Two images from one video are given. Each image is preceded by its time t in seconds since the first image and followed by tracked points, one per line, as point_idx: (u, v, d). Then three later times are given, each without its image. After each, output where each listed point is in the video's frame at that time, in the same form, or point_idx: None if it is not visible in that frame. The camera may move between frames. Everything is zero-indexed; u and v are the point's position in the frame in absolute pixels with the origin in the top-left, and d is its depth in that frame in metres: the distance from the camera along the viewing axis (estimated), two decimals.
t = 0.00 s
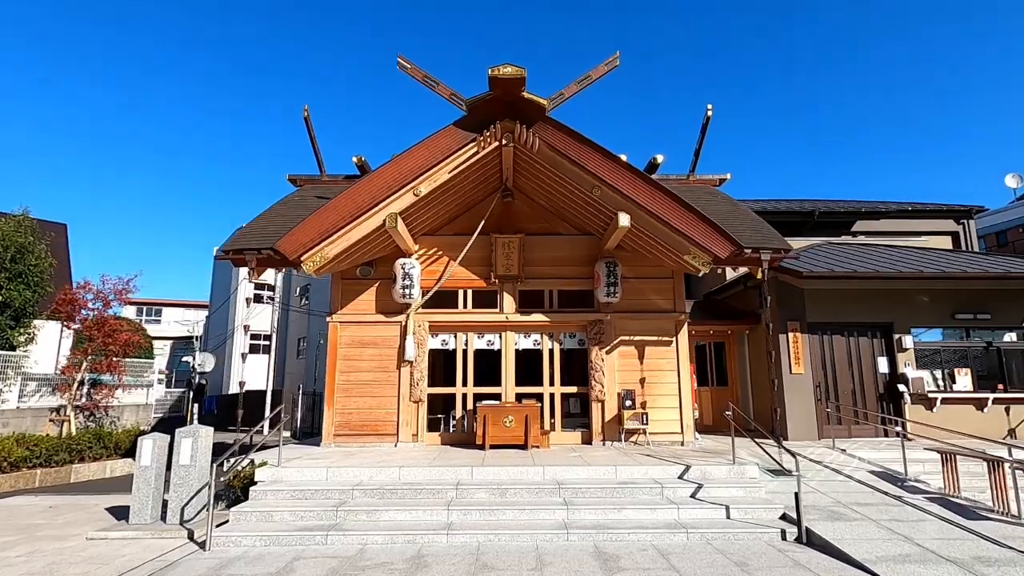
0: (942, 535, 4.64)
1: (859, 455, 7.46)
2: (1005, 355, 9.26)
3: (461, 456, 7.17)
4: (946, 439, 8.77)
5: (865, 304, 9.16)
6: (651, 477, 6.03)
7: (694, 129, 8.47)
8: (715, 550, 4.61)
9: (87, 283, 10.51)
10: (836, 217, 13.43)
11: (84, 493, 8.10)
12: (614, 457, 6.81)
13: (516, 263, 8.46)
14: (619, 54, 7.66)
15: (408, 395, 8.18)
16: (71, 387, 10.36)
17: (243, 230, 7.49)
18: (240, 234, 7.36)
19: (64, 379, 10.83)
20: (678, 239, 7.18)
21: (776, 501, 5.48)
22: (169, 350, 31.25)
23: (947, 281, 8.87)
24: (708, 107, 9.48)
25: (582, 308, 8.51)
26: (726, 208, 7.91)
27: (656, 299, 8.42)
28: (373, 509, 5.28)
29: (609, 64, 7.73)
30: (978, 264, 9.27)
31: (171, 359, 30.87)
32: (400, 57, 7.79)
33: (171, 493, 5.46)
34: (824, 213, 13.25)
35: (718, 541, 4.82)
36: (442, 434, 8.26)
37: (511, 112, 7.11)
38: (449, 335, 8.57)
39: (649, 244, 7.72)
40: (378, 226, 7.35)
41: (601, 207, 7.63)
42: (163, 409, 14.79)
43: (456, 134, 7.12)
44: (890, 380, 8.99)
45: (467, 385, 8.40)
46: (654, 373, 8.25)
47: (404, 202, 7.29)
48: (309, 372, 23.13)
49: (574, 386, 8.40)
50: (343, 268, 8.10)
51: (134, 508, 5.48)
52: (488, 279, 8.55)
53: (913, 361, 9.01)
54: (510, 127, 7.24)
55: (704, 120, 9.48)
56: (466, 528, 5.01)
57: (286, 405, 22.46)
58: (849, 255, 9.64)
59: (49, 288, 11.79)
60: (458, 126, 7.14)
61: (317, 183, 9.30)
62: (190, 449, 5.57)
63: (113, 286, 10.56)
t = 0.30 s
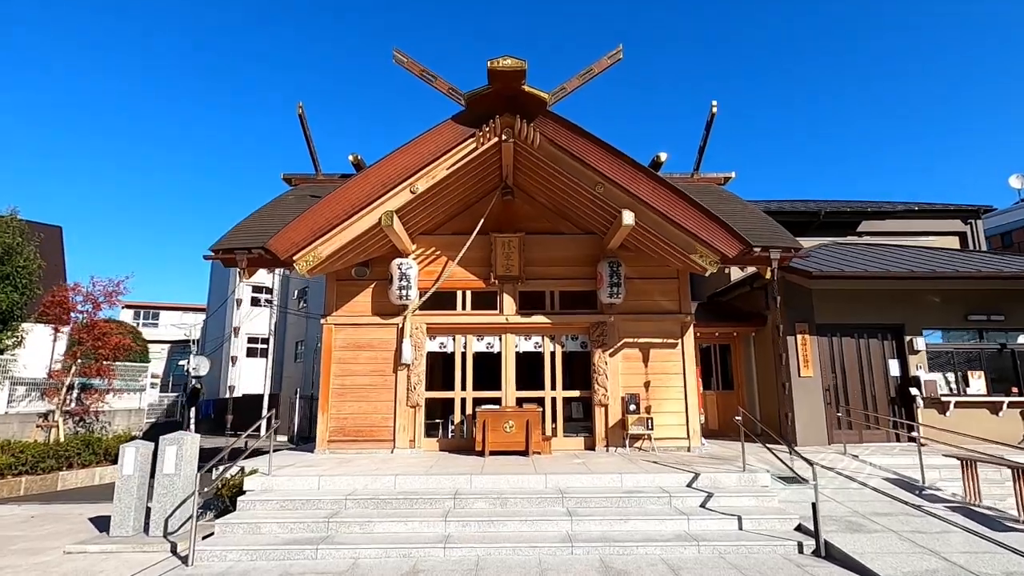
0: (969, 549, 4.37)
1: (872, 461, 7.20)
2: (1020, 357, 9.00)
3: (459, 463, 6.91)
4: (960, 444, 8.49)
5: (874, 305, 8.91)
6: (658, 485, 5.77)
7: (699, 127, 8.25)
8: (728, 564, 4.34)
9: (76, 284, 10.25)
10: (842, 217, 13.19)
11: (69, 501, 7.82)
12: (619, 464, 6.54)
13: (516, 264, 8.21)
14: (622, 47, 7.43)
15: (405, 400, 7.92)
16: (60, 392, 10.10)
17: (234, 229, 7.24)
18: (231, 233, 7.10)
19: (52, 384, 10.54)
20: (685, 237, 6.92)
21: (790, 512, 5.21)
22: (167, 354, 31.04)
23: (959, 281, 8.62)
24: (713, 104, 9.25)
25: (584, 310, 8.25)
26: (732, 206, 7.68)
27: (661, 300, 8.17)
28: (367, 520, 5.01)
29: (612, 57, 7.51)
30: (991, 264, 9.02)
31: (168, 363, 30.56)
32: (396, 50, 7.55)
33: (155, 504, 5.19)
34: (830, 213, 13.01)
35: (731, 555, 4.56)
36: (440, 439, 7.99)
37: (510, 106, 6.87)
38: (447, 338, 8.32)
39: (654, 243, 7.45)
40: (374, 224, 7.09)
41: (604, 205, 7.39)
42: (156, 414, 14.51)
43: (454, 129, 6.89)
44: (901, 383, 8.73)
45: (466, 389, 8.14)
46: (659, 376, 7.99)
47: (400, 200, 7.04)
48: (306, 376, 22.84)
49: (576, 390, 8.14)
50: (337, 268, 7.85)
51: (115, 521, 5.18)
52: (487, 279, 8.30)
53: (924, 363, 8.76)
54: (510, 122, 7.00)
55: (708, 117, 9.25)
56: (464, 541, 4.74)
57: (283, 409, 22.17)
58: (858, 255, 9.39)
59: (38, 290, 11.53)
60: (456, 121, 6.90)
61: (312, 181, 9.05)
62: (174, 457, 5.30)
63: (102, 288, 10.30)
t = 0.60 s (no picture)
0: (1006, 561, 4.10)
1: (890, 466, 6.92)
2: None
3: (461, 469, 6.64)
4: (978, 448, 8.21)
5: (888, 304, 8.65)
6: (670, 492, 5.49)
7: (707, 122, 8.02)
8: None
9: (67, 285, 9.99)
10: (850, 216, 12.94)
11: (55, 509, 7.53)
12: (628, 470, 6.27)
13: (520, 262, 7.95)
14: (629, 37, 7.19)
15: (404, 403, 7.65)
16: (49, 395, 9.84)
17: (227, 226, 6.98)
18: (224, 230, 6.84)
19: (42, 387, 10.27)
20: (695, 233, 6.67)
21: (811, 521, 4.93)
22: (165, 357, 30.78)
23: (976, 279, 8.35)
24: (721, 99, 9.00)
25: (590, 310, 7.99)
26: (742, 203, 7.43)
27: (669, 300, 7.90)
28: (363, 531, 4.73)
29: (619, 48, 7.27)
30: (1008, 262, 8.75)
31: (166, 365, 30.26)
32: (396, 41, 7.31)
33: (140, 513, 4.92)
34: (838, 212, 12.75)
35: (751, 568, 4.28)
36: (441, 444, 7.71)
37: (513, 97, 6.61)
38: (448, 339, 8.05)
39: (662, 240, 7.18)
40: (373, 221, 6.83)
41: (611, 201, 7.13)
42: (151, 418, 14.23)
43: (455, 121, 6.63)
44: (917, 386, 8.45)
45: (468, 392, 7.87)
46: (667, 378, 7.72)
47: (399, 195, 6.77)
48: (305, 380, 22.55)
49: (581, 392, 7.87)
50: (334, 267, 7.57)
51: (97, 531, 4.88)
52: (490, 278, 8.04)
53: (941, 365, 8.48)
54: (513, 114, 6.76)
55: (716, 112, 9.01)
56: (466, 553, 4.46)
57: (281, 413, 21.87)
58: (870, 253, 9.13)
59: (28, 291, 11.27)
60: (457, 114, 6.65)
61: (309, 178, 8.80)
62: (160, 464, 5.03)
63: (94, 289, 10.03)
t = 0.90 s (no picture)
0: None
1: (907, 473, 6.65)
2: None
3: (461, 476, 6.37)
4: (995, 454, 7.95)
5: (900, 305, 8.40)
6: (681, 502, 5.23)
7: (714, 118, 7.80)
8: None
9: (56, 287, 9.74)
10: (857, 216, 12.70)
11: (39, 518, 7.25)
12: (635, 478, 6.01)
13: (521, 262, 7.71)
14: (634, 30, 6.96)
15: (402, 408, 7.40)
16: (38, 401, 9.56)
17: (218, 225, 6.74)
18: (215, 229, 6.59)
19: (31, 392, 9.99)
20: (703, 231, 6.42)
21: (830, 533, 4.67)
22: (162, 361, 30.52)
23: (992, 279, 8.10)
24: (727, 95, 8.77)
25: (594, 311, 7.74)
26: (751, 201, 7.19)
27: (676, 301, 7.66)
28: (357, 544, 4.47)
29: (623, 41, 7.03)
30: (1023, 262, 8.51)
31: (163, 370, 29.92)
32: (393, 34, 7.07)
33: (121, 525, 4.63)
34: (845, 212, 12.53)
35: None
36: (440, 450, 7.45)
37: (514, 91, 6.38)
38: (447, 341, 7.81)
39: (668, 238, 6.93)
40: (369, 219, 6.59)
41: (615, 198, 6.90)
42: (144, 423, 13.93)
43: (453, 115, 6.40)
44: (931, 389, 8.20)
45: (468, 396, 7.62)
46: (674, 382, 7.46)
47: (396, 192, 6.53)
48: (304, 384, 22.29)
49: (585, 396, 7.62)
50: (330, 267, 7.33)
51: (76, 544, 4.60)
52: (490, 279, 7.79)
53: (956, 368, 8.23)
54: (515, 108, 6.54)
55: (722, 108, 8.78)
56: (466, 568, 4.20)
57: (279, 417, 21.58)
58: (881, 252, 8.88)
59: (18, 293, 11.01)
60: (456, 107, 6.42)
61: (305, 177, 8.56)
62: (143, 472, 4.77)
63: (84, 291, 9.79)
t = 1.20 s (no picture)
0: None
1: (923, 478, 6.39)
2: None
3: (458, 482, 6.10)
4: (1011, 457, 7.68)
5: (912, 304, 8.13)
6: (689, 509, 4.96)
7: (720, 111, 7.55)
8: None
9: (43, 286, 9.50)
10: (863, 215, 12.45)
11: (20, 526, 6.97)
12: (640, 483, 5.73)
13: (521, 259, 7.45)
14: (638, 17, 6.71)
15: (397, 410, 7.12)
16: (23, 403, 9.29)
17: (206, 220, 6.48)
18: (202, 224, 6.33)
19: (16, 394, 9.71)
20: (711, 226, 6.16)
21: (848, 542, 4.40)
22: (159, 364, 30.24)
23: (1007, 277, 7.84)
24: (732, 88, 8.53)
25: (596, 310, 7.47)
26: (759, 195, 6.93)
27: (681, 299, 7.40)
28: (345, 555, 4.20)
29: (626, 29, 6.79)
30: None
31: (160, 373, 29.57)
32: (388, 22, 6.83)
33: (96, 534, 4.37)
34: (851, 210, 12.28)
35: None
36: (437, 454, 7.18)
37: (513, 79, 6.14)
38: (444, 341, 7.54)
39: (673, 234, 6.67)
40: (362, 213, 6.33)
41: (618, 192, 6.64)
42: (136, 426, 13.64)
43: (450, 105, 6.15)
44: (945, 391, 7.93)
45: (466, 398, 7.35)
46: (679, 383, 7.19)
47: (390, 185, 6.28)
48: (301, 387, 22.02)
49: (587, 398, 7.35)
50: (322, 264, 7.06)
51: (48, 555, 4.33)
52: (489, 276, 7.53)
53: (970, 369, 7.96)
54: (514, 98, 6.29)
55: (727, 102, 8.53)
56: None
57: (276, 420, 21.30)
58: (892, 249, 8.62)
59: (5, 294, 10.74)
60: (453, 97, 6.17)
61: (298, 172, 8.31)
62: (120, 479, 4.50)
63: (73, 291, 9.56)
